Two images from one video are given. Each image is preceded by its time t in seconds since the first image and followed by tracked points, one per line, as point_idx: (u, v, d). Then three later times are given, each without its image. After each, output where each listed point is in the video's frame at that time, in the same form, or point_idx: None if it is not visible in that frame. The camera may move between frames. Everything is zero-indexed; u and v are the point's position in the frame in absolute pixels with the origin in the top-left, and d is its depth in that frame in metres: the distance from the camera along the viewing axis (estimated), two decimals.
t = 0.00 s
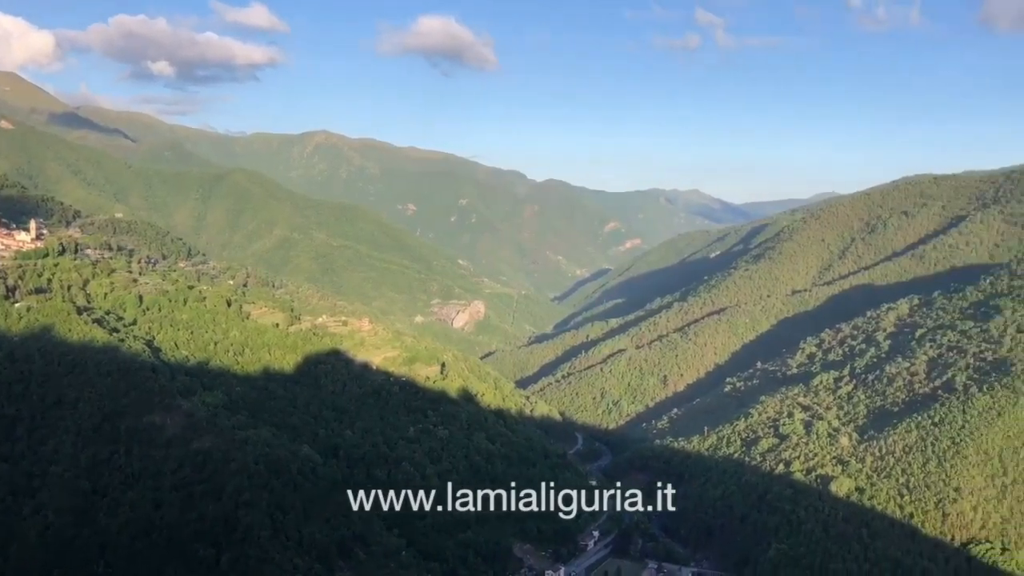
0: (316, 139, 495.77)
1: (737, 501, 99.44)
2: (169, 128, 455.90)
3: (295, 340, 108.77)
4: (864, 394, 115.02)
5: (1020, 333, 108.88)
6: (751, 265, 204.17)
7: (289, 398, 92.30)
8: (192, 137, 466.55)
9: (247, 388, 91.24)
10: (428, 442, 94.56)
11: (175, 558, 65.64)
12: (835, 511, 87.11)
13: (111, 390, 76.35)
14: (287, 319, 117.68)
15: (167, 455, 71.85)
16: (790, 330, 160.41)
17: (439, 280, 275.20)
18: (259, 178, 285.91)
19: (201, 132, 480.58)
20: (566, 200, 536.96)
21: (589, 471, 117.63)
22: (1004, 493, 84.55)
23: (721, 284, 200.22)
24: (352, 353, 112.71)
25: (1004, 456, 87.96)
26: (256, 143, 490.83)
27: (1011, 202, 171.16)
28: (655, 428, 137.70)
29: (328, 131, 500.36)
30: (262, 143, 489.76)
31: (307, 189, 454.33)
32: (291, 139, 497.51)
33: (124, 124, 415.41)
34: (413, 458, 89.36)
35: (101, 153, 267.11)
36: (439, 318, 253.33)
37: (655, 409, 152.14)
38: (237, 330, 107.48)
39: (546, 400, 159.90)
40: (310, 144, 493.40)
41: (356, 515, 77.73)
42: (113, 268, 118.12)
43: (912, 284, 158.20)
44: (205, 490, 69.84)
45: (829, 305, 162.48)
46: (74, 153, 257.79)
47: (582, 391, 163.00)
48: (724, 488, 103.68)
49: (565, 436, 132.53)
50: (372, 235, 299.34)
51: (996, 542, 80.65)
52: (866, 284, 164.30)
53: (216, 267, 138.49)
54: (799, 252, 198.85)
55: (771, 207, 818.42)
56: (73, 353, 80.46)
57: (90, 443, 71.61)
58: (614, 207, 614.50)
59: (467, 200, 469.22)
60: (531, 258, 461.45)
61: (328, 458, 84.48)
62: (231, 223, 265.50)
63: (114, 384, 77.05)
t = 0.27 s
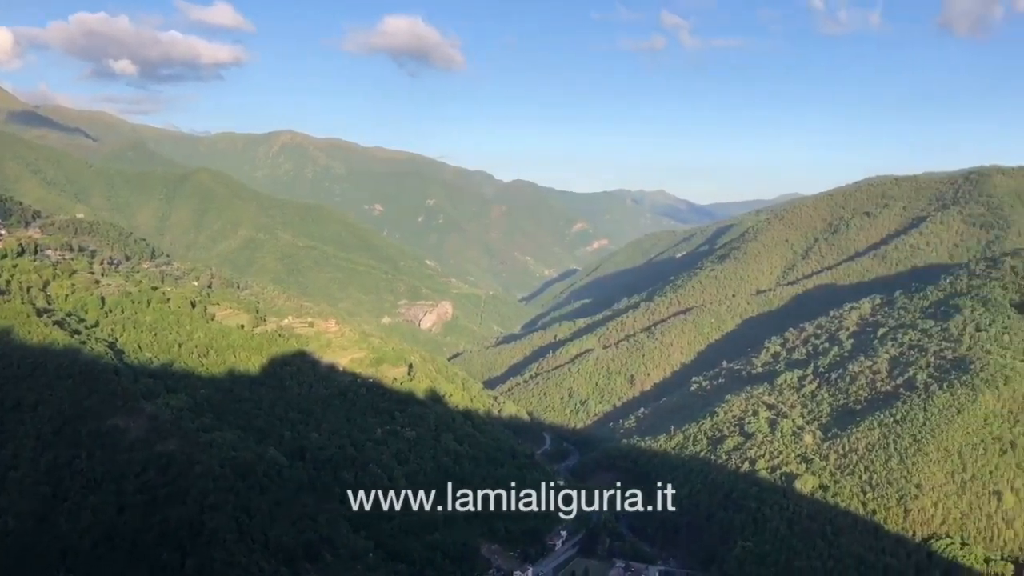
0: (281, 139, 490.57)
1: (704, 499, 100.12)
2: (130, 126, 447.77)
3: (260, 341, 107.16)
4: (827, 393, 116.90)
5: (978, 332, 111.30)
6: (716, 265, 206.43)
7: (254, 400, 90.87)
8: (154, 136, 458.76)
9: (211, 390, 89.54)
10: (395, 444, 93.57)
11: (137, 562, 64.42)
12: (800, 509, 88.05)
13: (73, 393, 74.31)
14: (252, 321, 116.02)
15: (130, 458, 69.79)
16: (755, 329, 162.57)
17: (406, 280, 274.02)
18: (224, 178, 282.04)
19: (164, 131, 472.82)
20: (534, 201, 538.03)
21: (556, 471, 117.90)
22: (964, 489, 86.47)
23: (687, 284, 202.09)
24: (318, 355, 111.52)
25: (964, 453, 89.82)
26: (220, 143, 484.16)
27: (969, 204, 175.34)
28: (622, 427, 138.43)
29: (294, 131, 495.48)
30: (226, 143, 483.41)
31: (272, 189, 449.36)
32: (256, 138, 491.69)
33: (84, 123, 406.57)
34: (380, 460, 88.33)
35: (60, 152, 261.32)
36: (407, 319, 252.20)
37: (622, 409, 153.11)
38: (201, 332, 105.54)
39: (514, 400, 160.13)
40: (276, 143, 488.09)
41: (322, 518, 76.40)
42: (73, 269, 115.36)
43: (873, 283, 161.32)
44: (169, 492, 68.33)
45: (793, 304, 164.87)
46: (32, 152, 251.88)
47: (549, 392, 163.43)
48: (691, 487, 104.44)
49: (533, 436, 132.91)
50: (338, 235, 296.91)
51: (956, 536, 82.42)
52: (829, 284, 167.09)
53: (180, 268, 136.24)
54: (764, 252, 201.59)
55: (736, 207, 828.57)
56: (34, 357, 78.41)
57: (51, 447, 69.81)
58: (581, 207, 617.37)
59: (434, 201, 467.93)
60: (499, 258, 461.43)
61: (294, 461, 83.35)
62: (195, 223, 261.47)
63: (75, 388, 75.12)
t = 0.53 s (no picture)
0: (250, 139, 485.61)
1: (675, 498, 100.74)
2: (95, 125, 440.20)
3: (229, 343, 105.63)
4: (796, 392, 118.39)
5: (942, 331, 113.17)
6: (686, 265, 208.06)
7: (223, 402, 89.59)
8: (120, 135, 451.62)
9: (180, 393, 88.06)
10: (366, 446, 92.61)
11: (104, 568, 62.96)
12: (770, 506, 89.37)
13: (37, 396, 72.90)
14: (221, 322, 114.48)
15: (97, 462, 68.51)
16: (724, 328, 164.15)
17: (377, 281, 272.66)
18: (192, 178, 278.45)
19: (130, 130, 465.66)
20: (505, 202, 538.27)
21: (527, 471, 117.92)
22: (929, 485, 86.79)
23: (657, 284, 203.44)
24: (289, 356, 110.31)
25: (928, 450, 90.59)
26: (188, 143, 477.95)
27: (933, 205, 178.73)
28: (593, 427, 138.84)
29: (263, 132, 490.94)
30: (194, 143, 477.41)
31: (241, 189, 444.55)
32: (225, 138, 486.22)
33: (48, 122, 398.34)
34: (351, 462, 87.39)
35: (22, 151, 256.08)
36: (377, 320, 250.77)
37: (593, 408, 153.67)
38: (169, 334, 103.84)
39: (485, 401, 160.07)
40: (245, 143, 483.07)
41: (292, 520, 74.27)
42: (37, 271, 112.98)
43: (840, 283, 163.79)
44: (136, 496, 66.68)
45: (762, 304, 166.69)
46: None
47: (521, 392, 163.51)
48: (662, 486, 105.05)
49: (504, 436, 132.82)
50: (308, 236, 294.32)
51: (921, 532, 82.41)
52: (797, 283, 169.24)
53: (148, 269, 134.13)
54: (733, 252, 203.72)
55: (705, 207, 836.24)
56: None
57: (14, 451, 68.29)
58: (552, 208, 618.92)
59: (405, 202, 466.31)
60: (470, 259, 460.69)
61: (264, 463, 82.21)
62: (162, 223, 257.72)
63: (39, 391, 73.72)
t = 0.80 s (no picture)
0: (223, 138, 480.44)
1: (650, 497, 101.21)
2: (64, 123, 432.74)
3: (202, 344, 104.22)
4: (768, 391, 119.60)
5: (912, 330, 114.86)
6: (660, 265, 209.32)
7: (196, 404, 88.38)
8: (89, 133, 444.54)
9: (152, 394, 86.63)
10: (340, 447, 91.83)
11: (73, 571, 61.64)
12: (744, 505, 90.20)
13: (5, 398, 71.50)
14: (194, 323, 112.96)
15: (66, 464, 67.26)
16: (698, 328, 165.38)
17: (352, 281, 271.06)
18: (163, 177, 274.76)
19: (99, 128, 458.45)
20: (480, 202, 537.87)
21: (502, 472, 117.81)
22: (900, 483, 87.81)
23: (632, 284, 204.39)
24: (262, 357, 109.12)
25: (899, 448, 91.71)
26: (160, 142, 471.68)
27: (902, 205, 181.57)
28: (568, 427, 139.07)
29: (236, 131, 486.09)
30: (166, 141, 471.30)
31: (213, 189, 439.58)
32: (197, 137, 480.59)
33: (15, 120, 390.73)
34: (325, 463, 86.53)
35: None
36: (352, 321, 249.22)
37: (568, 408, 154.01)
38: (140, 334, 102.19)
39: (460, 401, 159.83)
40: (218, 143, 477.88)
41: (266, 522, 73.07)
42: (4, 271, 110.64)
43: (811, 283, 165.76)
44: (107, 499, 65.64)
45: (735, 304, 168.22)
46: None
47: (496, 392, 163.38)
48: (637, 486, 105.47)
49: (479, 437, 132.67)
50: (282, 236, 291.84)
51: (892, 530, 83.25)
52: (769, 283, 171.00)
53: (118, 269, 132.03)
54: (707, 252, 205.34)
55: (679, 208, 841.89)
56: None
57: None
58: (527, 208, 619.59)
59: (379, 202, 464.34)
60: (445, 259, 459.55)
61: (237, 465, 81.12)
62: (133, 223, 253.98)
63: (7, 393, 72.19)
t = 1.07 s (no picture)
0: (194, 135, 474.41)
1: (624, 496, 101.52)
2: (29, 119, 424.33)
3: (172, 343, 102.55)
4: (740, 390, 120.72)
5: (881, 329, 116.57)
6: (633, 265, 210.31)
7: (166, 404, 86.90)
8: (56, 129, 436.35)
9: (121, 394, 84.97)
10: (312, 447, 90.77)
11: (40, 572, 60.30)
12: (716, 503, 90.83)
13: None
14: (164, 323, 111.19)
15: (33, 466, 66.58)
16: (670, 327, 166.53)
17: (324, 281, 269.06)
18: (133, 174, 270.53)
19: (66, 125, 450.18)
20: (454, 201, 536.82)
21: (475, 471, 117.47)
22: (868, 481, 89.06)
23: (605, 283, 205.10)
24: (233, 357, 107.68)
25: (868, 446, 93.03)
26: (128, 140, 464.53)
27: (871, 206, 184.37)
28: (542, 426, 139.14)
29: (207, 129, 480.37)
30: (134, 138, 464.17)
31: (184, 186, 433.77)
32: (167, 134, 474.10)
33: None
34: (297, 463, 85.42)
35: None
36: (324, 321, 247.15)
37: (541, 407, 154.19)
38: (109, 334, 100.31)
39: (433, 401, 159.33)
40: (189, 140, 471.74)
41: (237, 523, 71.89)
42: None
43: (782, 283, 167.66)
44: (75, 499, 64.49)
45: (707, 303, 169.67)
46: None
47: (469, 392, 162.98)
48: (610, 484, 105.72)
49: (452, 436, 132.38)
50: (253, 235, 288.90)
51: (861, 527, 84.37)
52: (741, 283, 172.58)
53: (86, 268, 129.66)
54: (679, 252, 206.81)
55: (652, 208, 847.25)
56: None
57: None
58: (501, 207, 619.51)
59: (352, 201, 461.82)
60: (418, 259, 457.78)
61: (208, 466, 79.71)
62: (101, 221, 249.68)
63: None
